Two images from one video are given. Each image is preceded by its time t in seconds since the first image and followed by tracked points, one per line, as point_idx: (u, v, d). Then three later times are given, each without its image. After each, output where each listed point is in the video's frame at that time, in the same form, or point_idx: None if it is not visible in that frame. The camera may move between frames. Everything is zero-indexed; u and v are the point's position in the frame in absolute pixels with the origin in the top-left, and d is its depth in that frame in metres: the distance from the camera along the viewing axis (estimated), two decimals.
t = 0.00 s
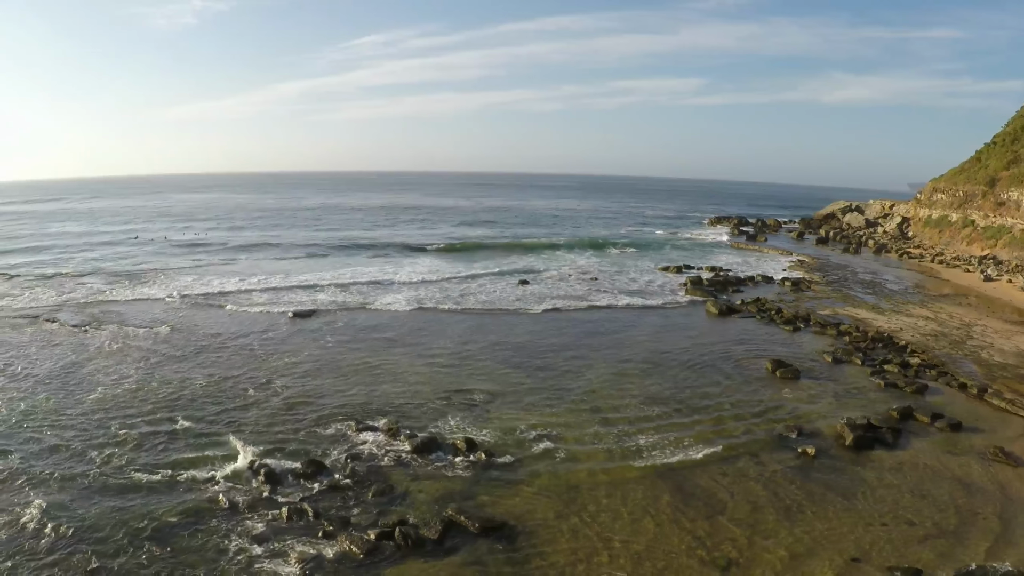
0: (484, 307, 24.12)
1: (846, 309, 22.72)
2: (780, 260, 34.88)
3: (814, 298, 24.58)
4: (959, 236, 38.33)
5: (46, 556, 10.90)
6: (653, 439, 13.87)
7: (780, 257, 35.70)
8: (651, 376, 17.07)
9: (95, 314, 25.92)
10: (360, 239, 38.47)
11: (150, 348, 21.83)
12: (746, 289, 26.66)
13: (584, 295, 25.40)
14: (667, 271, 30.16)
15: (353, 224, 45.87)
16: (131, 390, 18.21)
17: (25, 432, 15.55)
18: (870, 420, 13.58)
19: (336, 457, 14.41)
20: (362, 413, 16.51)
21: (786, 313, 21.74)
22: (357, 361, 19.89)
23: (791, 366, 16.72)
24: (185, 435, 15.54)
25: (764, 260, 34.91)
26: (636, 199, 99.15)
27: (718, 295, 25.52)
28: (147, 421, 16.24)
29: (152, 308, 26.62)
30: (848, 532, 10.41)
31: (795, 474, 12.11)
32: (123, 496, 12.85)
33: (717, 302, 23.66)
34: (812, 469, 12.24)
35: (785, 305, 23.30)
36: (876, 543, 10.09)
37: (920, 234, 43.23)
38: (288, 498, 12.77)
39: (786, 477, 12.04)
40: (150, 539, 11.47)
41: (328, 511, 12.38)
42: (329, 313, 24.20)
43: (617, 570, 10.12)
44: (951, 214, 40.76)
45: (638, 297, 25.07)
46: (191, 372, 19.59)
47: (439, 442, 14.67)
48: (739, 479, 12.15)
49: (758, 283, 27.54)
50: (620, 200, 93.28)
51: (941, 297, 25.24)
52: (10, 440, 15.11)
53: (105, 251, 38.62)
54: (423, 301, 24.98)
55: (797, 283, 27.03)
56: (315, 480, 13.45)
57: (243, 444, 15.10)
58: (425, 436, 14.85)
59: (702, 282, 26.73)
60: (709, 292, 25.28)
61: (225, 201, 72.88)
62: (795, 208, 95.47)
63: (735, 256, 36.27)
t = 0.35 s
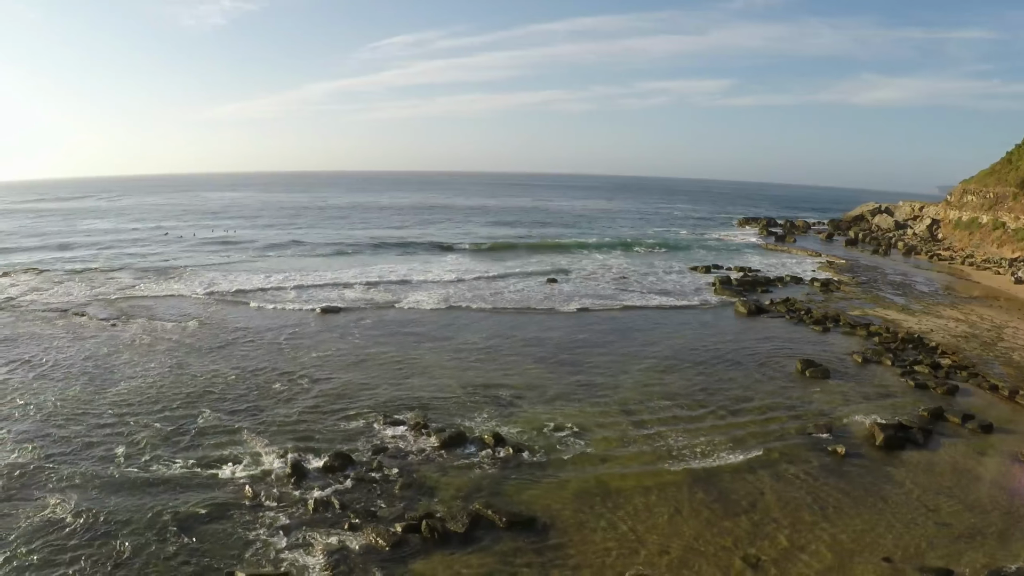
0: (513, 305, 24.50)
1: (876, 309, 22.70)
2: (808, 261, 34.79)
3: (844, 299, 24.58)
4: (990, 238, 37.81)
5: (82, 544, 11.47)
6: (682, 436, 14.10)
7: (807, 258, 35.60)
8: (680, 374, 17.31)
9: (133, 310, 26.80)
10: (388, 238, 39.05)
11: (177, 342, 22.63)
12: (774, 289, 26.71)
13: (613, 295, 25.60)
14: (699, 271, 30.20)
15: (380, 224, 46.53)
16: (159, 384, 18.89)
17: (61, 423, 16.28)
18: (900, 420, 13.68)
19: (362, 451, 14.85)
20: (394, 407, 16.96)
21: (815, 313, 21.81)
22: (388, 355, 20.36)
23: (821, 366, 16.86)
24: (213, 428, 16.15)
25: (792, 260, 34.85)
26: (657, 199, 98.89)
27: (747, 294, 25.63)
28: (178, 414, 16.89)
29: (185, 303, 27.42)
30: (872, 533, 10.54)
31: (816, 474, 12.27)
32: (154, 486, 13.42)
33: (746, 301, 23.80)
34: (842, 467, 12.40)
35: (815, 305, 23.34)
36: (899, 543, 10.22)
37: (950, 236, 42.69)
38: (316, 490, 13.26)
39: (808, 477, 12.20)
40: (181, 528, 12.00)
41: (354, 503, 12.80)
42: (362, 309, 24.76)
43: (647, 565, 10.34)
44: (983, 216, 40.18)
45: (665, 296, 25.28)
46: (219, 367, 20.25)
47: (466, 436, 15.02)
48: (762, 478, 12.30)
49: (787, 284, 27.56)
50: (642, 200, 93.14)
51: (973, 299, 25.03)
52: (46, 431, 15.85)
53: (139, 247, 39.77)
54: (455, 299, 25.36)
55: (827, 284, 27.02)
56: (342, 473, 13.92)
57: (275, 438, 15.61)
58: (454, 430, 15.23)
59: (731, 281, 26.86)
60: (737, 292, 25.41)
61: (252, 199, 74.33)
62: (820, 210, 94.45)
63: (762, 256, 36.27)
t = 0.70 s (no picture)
0: (540, 302, 24.87)
1: (903, 309, 22.74)
2: (833, 261, 34.78)
3: (870, 299, 24.62)
4: (1018, 240, 37.43)
5: (110, 531, 11.98)
6: (708, 432, 14.35)
7: (831, 259, 35.58)
8: (706, 371, 17.55)
9: (166, 305, 27.59)
10: (413, 237, 39.56)
11: (200, 338, 23.31)
12: (800, 288, 26.81)
13: (640, 294, 25.74)
14: (728, 271, 30.23)
15: (405, 223, 47.12)
16: (188, 378, 19.56)
17: (86, 416, 16.89)
18: (928, 419, 13.81)
19: (387, 444, 15.29)
20: (421, 400, 17.35)
21: (842, 312, 21.93)
22: (416, 350, 20.82)
23: (848, 364, 17.02)
24: (232, 423, 16.65)
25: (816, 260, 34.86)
26: (676, 200, 98.68)
27: (773, 293, 25.79)
28: (197, 409, 17.44)
29: (213, 298, 28.13)
30: (891, 530, 10.70)
31: (836, 471, 12.44)
32: (174, 478, 13.90)
33: (772, 300, 23.99)
34: (867, 464, 12.59)
35: (841, 305, 23.39)
36: (919, 540, 10.40)
37: (977, 237, 42.27)
38: (339, 482, 13.72)
39: (828, 474, 12.38)
40: (199, 518, 12.42)
41: (377, 496, 13.21)
42: (391, 306, 25.28)
43: (671, 559, 10.55)
44: (1011, 218, 39.75)
45: (690, 295, 25.51)
46: (240, 363, 20.83)
47: (491, 430, 15.34)
48: (780, 475, 12.49)
49: (814, 284, 27.62)
50: (661, 201, 93.05)
51: (1002, 300, 24.91)
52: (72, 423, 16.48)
53: (168, 244, 40.76)
54: (482, 297, 25.75)
55: (853, 284, 27.06)
56: (367, 465, 14.38)
57: (304, 431, 16.12)
58: (480, 424, 15.60)
59: (757, 281, 27.01)
60: (763, 292, 25.57)
61: (275, 199, 75.48)
62: (842, 211, 93.67)
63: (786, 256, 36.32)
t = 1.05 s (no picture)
0: (562, 299, 25.15)
1: (926, 309, 22.72)
2: (854, 261, 34.69)
3: (893, 298, 24.60)
4: None
5: (136, 519, 12.38)
6: (730, 428, 14.51)
7: (852, 259, 35.49)
8: (727, 368, 17.72)
9: (192, 300, 28.22)
10: (432, 236, 40.02)
11: (219, 333, 23.81)
12: (822, 288, 26.83)
13: (661, 292, 25.93)
14: (751, 271, 30.14)
15: (425, 222, 47.58)
16: (211, 372, 20.03)
17: (112, 408, 17.39)
18: (951, 417, 13.89)
19: (407, 437, 15.62)
20: (442, 394, 17.66)
21: (864, 312, 21.98)
22: (439, 345, 21.16)
23: (870, 362, 17.11)
24: (245, 416, 17.01)
25: (837, 260, 34.79)
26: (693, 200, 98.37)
27: (794, 292, 25.86)
28: (208, 402, 17.82)
29: (234, 294, 28.68)
30: (910, 526, 10.79)
31: (853, 468, 12.55)
32: (197, 468, 14.31)
33: (793, 299, 24.08)
34: (889, 461, 12.68)
35: (863, 305, 23.37)
36: (939, 534, 10.51)
37: (1002, 238, 41.81)
38: (357, 473, 14.06)
39: (846, 471, 12.47)
40: (211, 510, 12.70)
41: (395, 487, 13.52)
42: (414, 302, 25.69)
43: (690, 553, 10.67)
44: None
45: (711, 293, 25.63)
46: (256, 358, 21.26)
47: (511, 424, 15.60)
48: (796, 472, 12.59)
49: (836, 283, 27.62)
50: (677, 201, 92.86)
51: None
52: (87, 416, 16.87)
53: (191, 241, 41.60)
54: (510, 296, 25.71)
55: (876, 283, 27.03)
56: (386, 457, 14.71)
57: (324, 425, 16.47)
58: (500, 417, 15.88)
59: (778, 280, 27.09)
60: (785, 290, 25.66)
61: (294, 197, 76.36)
62: (862, 212, 92.80)
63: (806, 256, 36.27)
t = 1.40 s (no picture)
0: (580, 297, 25.36)
1: (946, 308, 22.71)
2: (873, 261, 34.61)
3: (912, 297, 24.58)
4: None
5: (155, 509, 12.65)
6: (748, 424, 14.61)
7: (871, 259, 35.40)
8: (746, 366, 17.81)
9: (212, 296, 28.68)
10: (447, 235, 40.27)
11: (236, 328, 24.18)
12: (841, 287, 26.85)
13: (679, 291, 26.06)
14: (769, 272, 30.10)
15: (441, 221, 47.96)
16: (228, 367, 20.37)
17: (131, 401, 17.75)
18: (971, 415, 13.93)
19: (423, 430, 15.86)
20: (460, 387, 17.90)
21: (883, 311, 22.01)
22: (458, 340, 21.42)
23: (889, 360, 17.18)
24: (262, 410, 17.30)
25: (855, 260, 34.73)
26: (707, 200, 98.08)
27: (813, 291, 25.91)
28: (224, 396, 18.13)
29: (251, 291, 29.10)
30: (928, 522, 10.82)
31: (869, 465, 12.59)
32: (215, 460, 14.59)
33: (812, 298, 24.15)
34: (908, 458, 12.72)
35: (881, 303, 23.39)
36: (956, 530, 10.55)
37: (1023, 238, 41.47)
38: (373, 464, 14.31)
39: (862, 468, 12.52)
40: (227, 501, 12.95)
41: (411, 478, 13.77)
42: (432, 299, 25.98)
43: (707, 545, 10.78)
44: None
45: (728, 292, 25.72)
46: (275, 352, 21.60)
47: (528, 418, 15.79)
48: (810, 469, 12.63)
49: (854, 282, 27.62)
50: (691, 201, 92.74)
51: None
52: (105, 409, 17.22)
53: (208, 240, 42.15)
54: (528, 295, 25.85)
55: (895, 283, 27.00)
56: (402, 449, 14.96)
57: (340, 418, 16.73)
58: (517, 411, 16.10)
59: (796, 279, 27.14)
60: (803, 289, 25.72)
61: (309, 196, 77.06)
62: (879, 213, 92.12)
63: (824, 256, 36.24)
